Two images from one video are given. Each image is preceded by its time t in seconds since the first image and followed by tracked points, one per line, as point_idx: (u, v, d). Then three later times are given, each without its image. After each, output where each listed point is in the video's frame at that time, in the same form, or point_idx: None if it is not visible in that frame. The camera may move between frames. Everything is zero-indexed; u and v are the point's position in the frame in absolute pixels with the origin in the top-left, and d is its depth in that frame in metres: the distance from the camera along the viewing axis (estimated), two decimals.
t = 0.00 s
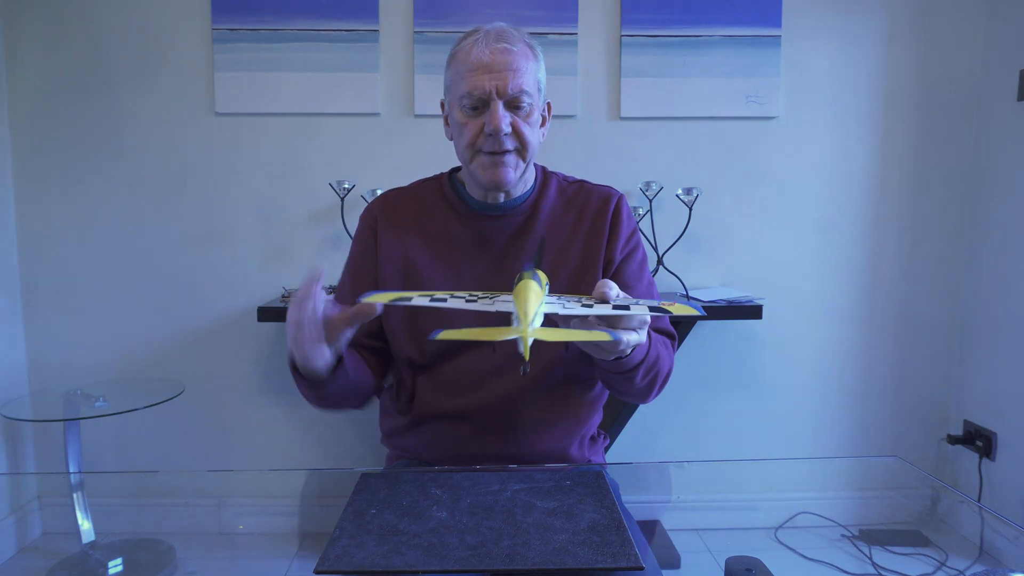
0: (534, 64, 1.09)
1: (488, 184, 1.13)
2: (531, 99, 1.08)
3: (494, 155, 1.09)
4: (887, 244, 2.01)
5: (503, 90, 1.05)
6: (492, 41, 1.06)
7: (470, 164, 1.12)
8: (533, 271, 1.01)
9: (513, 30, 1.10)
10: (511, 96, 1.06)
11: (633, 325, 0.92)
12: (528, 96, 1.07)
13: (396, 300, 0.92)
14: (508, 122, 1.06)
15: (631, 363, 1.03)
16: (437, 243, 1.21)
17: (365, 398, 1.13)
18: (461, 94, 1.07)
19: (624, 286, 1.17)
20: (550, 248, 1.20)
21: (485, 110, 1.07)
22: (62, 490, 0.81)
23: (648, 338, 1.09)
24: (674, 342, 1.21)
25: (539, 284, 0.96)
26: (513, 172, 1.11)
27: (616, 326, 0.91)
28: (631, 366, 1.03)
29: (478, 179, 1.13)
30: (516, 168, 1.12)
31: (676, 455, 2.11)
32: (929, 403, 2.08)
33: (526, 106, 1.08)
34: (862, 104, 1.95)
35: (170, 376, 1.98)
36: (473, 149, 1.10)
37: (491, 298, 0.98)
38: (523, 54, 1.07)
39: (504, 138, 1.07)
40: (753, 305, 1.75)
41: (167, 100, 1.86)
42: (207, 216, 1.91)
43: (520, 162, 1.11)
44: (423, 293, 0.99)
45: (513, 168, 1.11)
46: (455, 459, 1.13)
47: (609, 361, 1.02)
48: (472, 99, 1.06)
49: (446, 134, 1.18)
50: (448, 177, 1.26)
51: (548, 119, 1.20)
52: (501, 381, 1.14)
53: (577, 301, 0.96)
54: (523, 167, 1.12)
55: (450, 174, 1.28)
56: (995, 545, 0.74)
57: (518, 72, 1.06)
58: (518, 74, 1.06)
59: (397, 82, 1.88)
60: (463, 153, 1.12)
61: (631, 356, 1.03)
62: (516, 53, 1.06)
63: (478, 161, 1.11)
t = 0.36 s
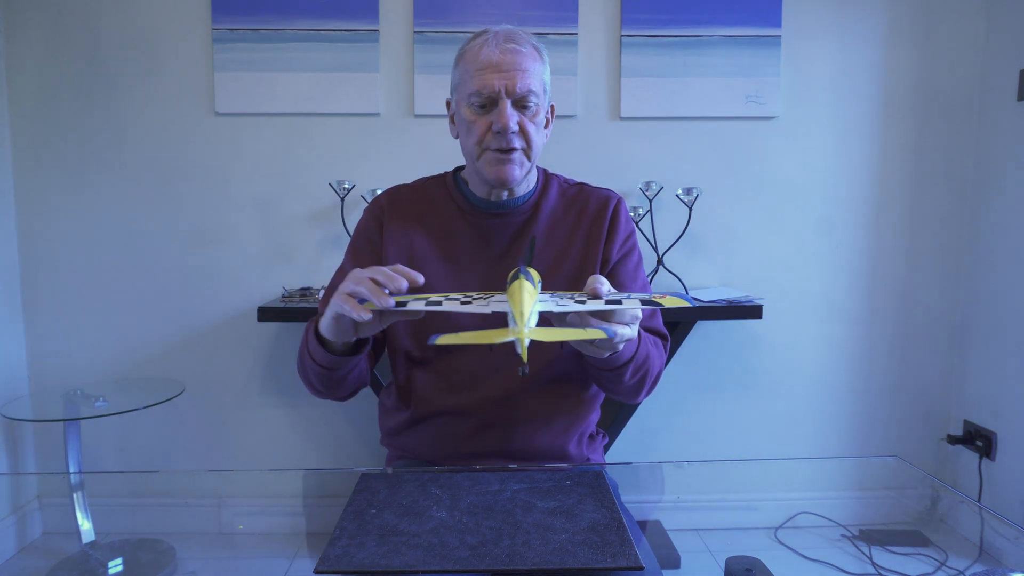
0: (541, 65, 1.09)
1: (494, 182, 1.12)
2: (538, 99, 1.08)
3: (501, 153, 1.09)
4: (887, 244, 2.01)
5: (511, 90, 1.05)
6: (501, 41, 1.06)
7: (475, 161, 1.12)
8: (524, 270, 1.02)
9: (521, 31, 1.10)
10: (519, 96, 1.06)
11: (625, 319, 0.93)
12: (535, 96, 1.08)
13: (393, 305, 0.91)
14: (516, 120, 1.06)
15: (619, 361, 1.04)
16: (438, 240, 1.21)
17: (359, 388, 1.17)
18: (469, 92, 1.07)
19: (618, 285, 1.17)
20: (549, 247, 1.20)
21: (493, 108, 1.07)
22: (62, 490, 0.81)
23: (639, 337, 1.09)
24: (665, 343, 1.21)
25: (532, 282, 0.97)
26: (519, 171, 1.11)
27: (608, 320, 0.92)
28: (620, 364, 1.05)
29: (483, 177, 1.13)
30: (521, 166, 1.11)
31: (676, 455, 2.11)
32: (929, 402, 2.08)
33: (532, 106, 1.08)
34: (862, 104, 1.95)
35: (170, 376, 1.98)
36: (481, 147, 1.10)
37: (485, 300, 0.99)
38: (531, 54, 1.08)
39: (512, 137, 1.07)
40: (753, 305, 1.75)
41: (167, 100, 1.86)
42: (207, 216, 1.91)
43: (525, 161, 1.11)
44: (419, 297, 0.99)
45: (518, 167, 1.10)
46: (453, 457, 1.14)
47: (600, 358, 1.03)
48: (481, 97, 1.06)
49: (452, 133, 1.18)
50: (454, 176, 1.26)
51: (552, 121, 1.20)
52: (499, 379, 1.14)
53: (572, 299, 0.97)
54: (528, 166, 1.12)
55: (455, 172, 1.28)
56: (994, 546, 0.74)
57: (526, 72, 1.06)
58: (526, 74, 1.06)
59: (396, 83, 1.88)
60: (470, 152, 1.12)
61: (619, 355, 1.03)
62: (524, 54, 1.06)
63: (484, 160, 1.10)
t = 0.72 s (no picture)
0: (544, 65, 1.09)
1: (496, 182, 1.12)
2: (540, 99, 1.08)
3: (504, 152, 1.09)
4: (887, 244, 2.01)
5: (515, 89, 1.05)
6: (505, 42, 1.07)
7: (478, 161, 1.12)
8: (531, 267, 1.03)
9: (524, 32, 1.10)
10: (522, 96, 1.06)
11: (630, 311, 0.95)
12: (538, 96, 1.08)
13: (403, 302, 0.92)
14: (519, 120, 1.06)
15: (619, 357, 1.04)
16: (440, 239, 1.21)
17: (360, 385, 1.18)
18: (472, 92, 1.07)
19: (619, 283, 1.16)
20: (550, 246, 1.21)
21: (496, 108, 1.07)
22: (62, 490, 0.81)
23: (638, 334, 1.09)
24: (665, 342, 1.21)
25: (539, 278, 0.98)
26: (521, 171, 1.11)
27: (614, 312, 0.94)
28: (620, 361, 1.05)
29: (486, 177, 1.13)
30: (523, 165, 1.11)
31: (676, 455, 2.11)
32: (929, 402, 2.08)
33: (535, 106, 1.08)
34: (862, 104, 1.95)
35: (171, 376, 1.98)
36: (484, 146, 1.09)
37: (492, 297, 1.00)
38: (534, 55, 1.08)
39: (514, 136, 1.07)
40: (753, 305, 1.74)
41: (167, 100, 1.86)
42: (207, 216, 1.91)
43: (527, 161, 1.11)
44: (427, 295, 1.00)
45: (520, 167, 1.10)
46: (452, 454, 1.14)
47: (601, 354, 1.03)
48: (485, 97, 1.06)
49: (455, 133, 1.18)
50: (456, 176, 1.27)
51: (554, 123, 1.20)
52: (500, 376, 1.15)
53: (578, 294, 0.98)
54: (530, 166, 1.12)
55: (457, 172, 1.28)
56: (994, 545, 0.74)
57: (529, 73, 1.06)
58: (529, 74, 1.06)
59: (396, 83, 1.88)
60: (473, 151, 1.12)
61: (619, 352, 1.04)
62: (527, 54, 1.06)
63: (487, 159, 1.10)
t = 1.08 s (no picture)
0: (545, 67, 1.10)
1: (495, 182, 1.12)
2: (540, 100, 1.08)
3: (503, 152, 1.09)
4: (887, 244, 2.01)
5: (515, 90, 1.05)
6: (506, 43, 1.07)
7: (478, 161, 1.12)
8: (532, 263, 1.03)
9: (525, 33, 1.10)
10: (522, 96, 1.06)
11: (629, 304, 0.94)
12: (539, 96, 1.08)
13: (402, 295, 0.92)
14: (518, 120, 1.06)
15: (618, 353, 1.04)
16: (440, 238, 1.21)
17: (359, 383, 1.18)
18: (473, 92, 1.07)
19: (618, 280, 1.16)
20: (550, 245, 1.20)
21: (496, 108, 1.07)
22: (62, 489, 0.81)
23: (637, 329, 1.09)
24: (665, 340, 1.21)
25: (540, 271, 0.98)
26: (520, 171, 1.11)
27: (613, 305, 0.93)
28: (618, 357, 1.04)
29: (485, 176, 1.13)
30: (523, 166, 1.11)
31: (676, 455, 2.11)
32: (929, 402, 2.08)
33: (535, 107, 1.08)
34: (862, 103, 1.95)
35: (170, 376, 1.98)
36: (484, 146, 1.09)
37: (492, 292, 1.00)
38: (535, 56, 1.08)
39: (513, 136, 1.07)
40: (753, 305, 1.74)
41: (167, 99, 1.86)
42: (207, 216, 1.91)
43: (526, 162, 1.11)
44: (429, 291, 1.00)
45: (519, 167, 1.10)
46: (452, 453, 1.13)
47: (600, 349, 1.03)
48: (485, 97, 1.06)
49: (456, 133, 1.18)
50: (456, 176, 1.26)
51: (554, 125, 1.20)
52: (499, 374, 1.15)
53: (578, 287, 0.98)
54: (529, 166, 1.12)
55: (457, 172, 1.28)
56: (994, 545, 0.74)
57: (529, 73, 1.06)
58: (529, 75, 1.06)
59: (396, 83, 1.88)
60: (473, 150, 1.12)
61: (618, 347, 1.03)
62: (528, 55, 1.06)
63: (487, 159, 1.10)
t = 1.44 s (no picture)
0: (543, 68, 1.09)
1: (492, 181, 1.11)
2: (538, 101, 1.08)
3: (500, 152, 1.08)
4: (887, 244, 2.01)
5: (512, 90, 1.05)
6: (504, 43, 1.07)
7: (475, 160, 1.11)
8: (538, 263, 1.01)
9: (524, 34, 1.10)
10: (520, 96, 1.06)
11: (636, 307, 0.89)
12: (537, 97, 1.08)
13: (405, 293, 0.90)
14: (515, 120, 1.06)
15: (626, 353, 1.04)
16: (440, 238, 1.21)
17: (360, 386, 1.18)
18: (471, 91, 1.07)
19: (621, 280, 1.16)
20: (550, 245, 1.20)
21: (494, 108, 1.07)
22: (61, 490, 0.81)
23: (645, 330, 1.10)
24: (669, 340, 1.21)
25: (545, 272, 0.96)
26: (517, 170, 1.10)
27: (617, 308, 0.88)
28: (626, 357, 1.05)
29: (482, 175, 1.12)
30: (519, 165, 1.10)
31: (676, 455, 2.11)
32: (929, 402, 2.08)
33: (533, 107, 1.08)
34: (862, 104, 1.95)
35: (170, 376, 1.98)
36: (481, 146, 1.09)
37: (497, 290, 0.98)
38: (534, 57, 1.08)
39: (510, 136, 1.07)
40: (753, 305, 1.74)
41: (167, 100, 1.86)
42: (208, 216, 1.91)
43: (524, 161, 1.11)
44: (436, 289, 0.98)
45: (516, 167, 1.10)
46: (452, 453, 1.13)
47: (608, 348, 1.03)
48: (482, 96, 1.06)
49: (454, 132, 1.18)
50: (456, 176, 1.26)
51: (553, 126, 1.19)
52: (499, 374, 1.15)
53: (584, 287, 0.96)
54: (527, 166, 1.12)
55: (457, 173, 1.28)
56: (994, 545, 0.74)
57: (527, 74, 1.06)
58: (527, 76, 1.06)
59: (396, 82, 1.88)
60: (470, 150, 1.11)
61: (627, 347, 1.04)
62: (526, 55, 1.06)
63: (483, 158, 1.10)
